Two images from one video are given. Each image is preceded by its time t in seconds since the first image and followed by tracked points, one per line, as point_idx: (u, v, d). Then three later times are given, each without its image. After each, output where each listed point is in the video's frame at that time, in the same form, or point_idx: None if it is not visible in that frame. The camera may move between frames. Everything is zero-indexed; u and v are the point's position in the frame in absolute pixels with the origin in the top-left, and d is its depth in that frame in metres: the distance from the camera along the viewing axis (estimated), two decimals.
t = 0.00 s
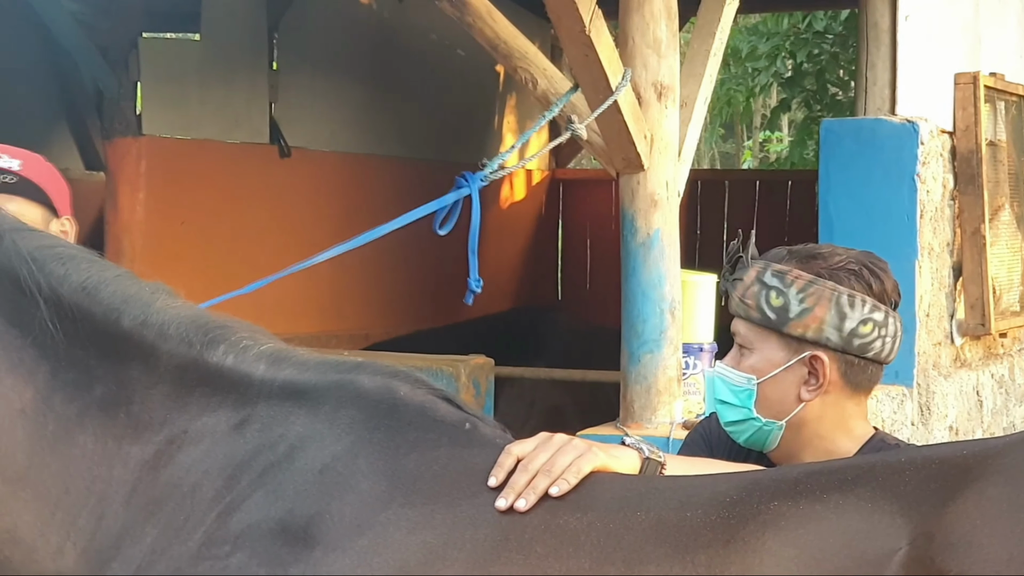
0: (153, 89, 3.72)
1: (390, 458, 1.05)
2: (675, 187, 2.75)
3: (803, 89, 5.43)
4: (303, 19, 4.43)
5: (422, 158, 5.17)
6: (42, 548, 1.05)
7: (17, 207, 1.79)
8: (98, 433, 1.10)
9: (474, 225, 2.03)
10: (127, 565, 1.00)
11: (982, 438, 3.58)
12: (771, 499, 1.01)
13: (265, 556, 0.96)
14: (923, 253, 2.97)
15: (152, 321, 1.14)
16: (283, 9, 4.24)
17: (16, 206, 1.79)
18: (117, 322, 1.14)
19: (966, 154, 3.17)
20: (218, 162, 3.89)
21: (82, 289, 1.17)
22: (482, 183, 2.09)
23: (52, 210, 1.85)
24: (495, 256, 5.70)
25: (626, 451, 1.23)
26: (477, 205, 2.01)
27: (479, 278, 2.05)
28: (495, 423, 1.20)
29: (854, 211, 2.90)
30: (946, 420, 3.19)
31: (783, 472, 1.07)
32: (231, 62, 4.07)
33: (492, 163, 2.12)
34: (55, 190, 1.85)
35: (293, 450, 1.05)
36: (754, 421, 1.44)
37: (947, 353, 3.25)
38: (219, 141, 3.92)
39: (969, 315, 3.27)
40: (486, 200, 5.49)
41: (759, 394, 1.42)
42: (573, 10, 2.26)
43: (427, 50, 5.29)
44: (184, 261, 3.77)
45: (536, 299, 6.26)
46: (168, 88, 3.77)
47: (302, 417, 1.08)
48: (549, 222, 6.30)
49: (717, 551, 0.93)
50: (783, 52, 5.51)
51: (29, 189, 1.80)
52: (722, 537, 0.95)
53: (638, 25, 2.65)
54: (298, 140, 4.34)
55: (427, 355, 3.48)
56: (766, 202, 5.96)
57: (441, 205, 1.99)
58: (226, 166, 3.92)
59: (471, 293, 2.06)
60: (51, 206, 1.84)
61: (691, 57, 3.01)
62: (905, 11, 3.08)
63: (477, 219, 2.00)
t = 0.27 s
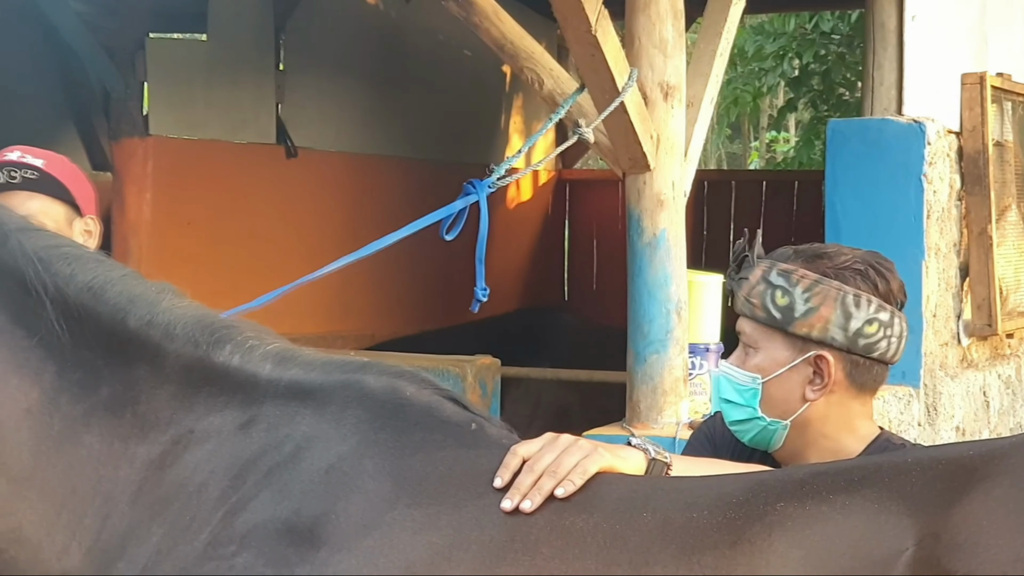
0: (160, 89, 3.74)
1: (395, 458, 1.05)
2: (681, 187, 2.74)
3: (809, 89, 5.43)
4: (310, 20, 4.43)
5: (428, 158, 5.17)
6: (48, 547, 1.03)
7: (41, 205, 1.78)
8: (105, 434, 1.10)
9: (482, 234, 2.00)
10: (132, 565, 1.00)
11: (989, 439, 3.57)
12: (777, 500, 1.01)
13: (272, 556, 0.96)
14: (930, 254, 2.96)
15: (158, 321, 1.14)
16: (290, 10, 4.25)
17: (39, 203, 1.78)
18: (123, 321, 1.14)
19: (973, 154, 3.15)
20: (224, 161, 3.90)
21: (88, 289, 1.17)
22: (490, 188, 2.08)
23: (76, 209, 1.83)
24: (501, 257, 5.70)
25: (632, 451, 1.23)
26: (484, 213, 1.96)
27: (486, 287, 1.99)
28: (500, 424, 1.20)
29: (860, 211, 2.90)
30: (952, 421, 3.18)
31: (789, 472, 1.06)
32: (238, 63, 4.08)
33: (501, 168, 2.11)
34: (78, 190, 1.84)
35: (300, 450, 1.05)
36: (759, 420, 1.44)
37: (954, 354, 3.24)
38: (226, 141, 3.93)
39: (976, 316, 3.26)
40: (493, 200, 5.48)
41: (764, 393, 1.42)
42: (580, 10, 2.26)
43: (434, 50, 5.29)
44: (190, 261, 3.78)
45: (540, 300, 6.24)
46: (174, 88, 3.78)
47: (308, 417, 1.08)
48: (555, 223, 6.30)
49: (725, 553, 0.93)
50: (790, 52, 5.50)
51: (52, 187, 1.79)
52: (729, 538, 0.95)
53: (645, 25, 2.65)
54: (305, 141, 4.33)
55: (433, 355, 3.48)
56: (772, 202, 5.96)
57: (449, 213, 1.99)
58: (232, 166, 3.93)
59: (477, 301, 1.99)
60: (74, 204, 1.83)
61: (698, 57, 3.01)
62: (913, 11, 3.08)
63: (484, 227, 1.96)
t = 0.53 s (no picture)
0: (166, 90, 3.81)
1: (400, 459, 1.05)
2: (688, 188, 2.74)
3: (818, 90, 5.44)
4: (317, 21, 4.44)
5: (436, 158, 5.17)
6: (53, 549, 1.05)
7: (64, 214, 1.77)
8: (109, 436, 1.11)
9: (491, 237, 2.03)
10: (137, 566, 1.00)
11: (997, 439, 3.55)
12: (782, 502, 1.00)
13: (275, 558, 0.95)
14: (937, 255, 2.95)
15: (162, 322, 1.15)
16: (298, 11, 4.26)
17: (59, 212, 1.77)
18: (128, 323, 1.16)
19: (980, 155, 3.14)
20: (231, 162, 3.91)
21: (93, 290, 1.18)
22: (499, 193, 2.08)
23: (99, 216, 1.82)
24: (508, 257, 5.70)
25: (636, 453, 1.23)
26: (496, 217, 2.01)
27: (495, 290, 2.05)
28: (505, 425, 1.20)
29: (868, 212, 2.89)
30: (960, 422, 3.16)
31: (793, 473, 1.06)
32: (246, 64, 4.09)
33: (509, 172, 2.11)
34: (101, 197, 1.82)
35: (303, 452, 1.05)
36: (766, 422, 1.43)
37: (961, 354, 3.23)
38: (233, 142, 3.94)
39: (984, 317, 3.24)
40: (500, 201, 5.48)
41: (771, 395, 1.42)
42: (586, 10, 2.26)
43: (441, 51, 5.29)
44: (197, 262, 3.79)
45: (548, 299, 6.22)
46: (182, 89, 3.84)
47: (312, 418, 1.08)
48: (562, 224, 6.30)
49: (728, 554, 0.92)
50: (798, 52, 5.49)
51: (75, 197, 1.78)
52: (733, 540, 0.95)
53: (651, 26, 2.65)
54: (314, 141, 4.33)
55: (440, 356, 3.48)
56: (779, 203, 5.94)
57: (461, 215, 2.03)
58: (240, 167, 3.94)
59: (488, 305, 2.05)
60: (96, 212, 1.82)
61: (705, 57, 3.01)
62: (920, 12, 3.07)
63: (494, 231, 1.99)
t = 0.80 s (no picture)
0: (178, 91, 3.79)
1: (407, 458, 1.06)
2: (697, 188, 2.74)
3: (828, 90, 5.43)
4: (328, 21, 4.46)
5: (446, 158, 5.19)
6: (64, 549, 1.05)
7: (58, 215, 1.76)
8: (118, 437, 1.12)
9: (498, 229, 2.00)
10: (148, 566, 1.01)
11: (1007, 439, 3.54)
12: (788, 502, 1.00)
13: (285, 557, 0.96)
14: (947, 255, 2.94)
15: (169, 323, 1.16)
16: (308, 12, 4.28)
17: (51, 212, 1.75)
18: (135, 324, 1.17)
19: (991, 155, 3.12)
20: (243, 162, 3.92)
21: (100, 290, 1.19)
22: (506, 186, 2.08)
23: (92, 218, 1.81)
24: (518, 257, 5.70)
25: (643, 452, 1.23)
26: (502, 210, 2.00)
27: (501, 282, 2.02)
28: (513, 425, 1.21)
29: (878, 212, 2.88)
30: (970, 422, 3.15)
31: (799, 474, 1.06)
32: (256, 64, 4.11)
33: (516, 165, 2.12)
34: (95, 199, 1.81)
35: (311, 452, 1.06)
36: (776, 423, 1.43)
37: (971, 354, 3.22)
38: (243, 142, 3.95)
39: (994, 317, 3.23)
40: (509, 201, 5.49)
41: (782, 396, 1.42)
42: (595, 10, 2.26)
43: (451, 51, 5.30)
44: (207, 261, 3.81)
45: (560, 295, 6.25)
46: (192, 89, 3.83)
47: (320, 418, 1.09)
48: (572, 223, 6.30)
49: (733, 555, 0.93)
50: (808, 52, 5.48)
51: (69, 198, 1.77)
52: (738, 540, 0.95)
53: (660, 25, 2.65)
54: (323, 141, 4.34)
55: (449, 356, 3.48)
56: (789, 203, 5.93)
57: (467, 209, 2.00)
58: (251, 167, 3.96)
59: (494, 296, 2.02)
60: (89, 214, 1.80)
61: (714, 57, 3.01)
62: (930, 11, 3.07)
63: (501, 223, 1.97)
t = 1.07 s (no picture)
0: (183, 92, 3.86)
1: (414, 458, 1.06)
2: (703, 188, 2.74)
3: (834, 90, 5.42)
4: (334, 22, 4.47)
5: (452, 158, 5.19)
6: (75, 546, 1.05)
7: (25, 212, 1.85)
8: (130, 435, 1.11)
9: (498, 220, 2.02)
10: (158, 565, 1.01)
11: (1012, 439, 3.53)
12: (793, 502, 1.01)
13: (293, 556, 0.97)
14: (953, 255, 2.94)
15: (181, 322, 1.17)
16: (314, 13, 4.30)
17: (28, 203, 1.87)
18: (146, 324, 1.17)
19: (996, 155, 3.12)
20: (250, 162, 3.93)
21: (112, 290, 1.20)
22: (507, 177, 2.10)
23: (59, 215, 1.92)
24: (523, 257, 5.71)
25: (651, 452, 1.24)
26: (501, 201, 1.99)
27: (503, 273, 2.04)
28: (520, 423, 1.22)
29: (884, 212, 2.88)
30: (975, 423, 3.14)
31: (804, 474, 1.07)
32: (261, 65, 4.12)
33: (516, 156, 2.14)
34: (62, 196, 1.93)
35: (319, 451, 1.06)
36: (787, 425, 1.43)
37: (977, 355, 3.21)
38: (249, 142, 3.96)
39: (1000, 317, 3.22)
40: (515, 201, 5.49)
41: (793, 397, 1.42)
42: (600, 11, 2.27)
43: (458, 51, 5.32)
44: (212, 261, 3.82)
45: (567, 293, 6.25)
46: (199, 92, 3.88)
47: (328, 418, 1.10)
48: (578, 223, 6.30)
49: (738, 556, 0.93)
50: (814, 53, 5.48)
51: (37, 195, 1.87)
52: (742, 541, 0.95)
53: (666, 25, 2.66)
54: (329, 142, 4.35)
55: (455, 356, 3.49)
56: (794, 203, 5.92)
57: (467, 199, 2.05)
58: (257, 167, 3.96)
59: (494, 287, 2.04)
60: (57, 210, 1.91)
61: (719, 57, 3.01)
62: (936, 12, 3.07)
63: (501, 216, 1.99)
